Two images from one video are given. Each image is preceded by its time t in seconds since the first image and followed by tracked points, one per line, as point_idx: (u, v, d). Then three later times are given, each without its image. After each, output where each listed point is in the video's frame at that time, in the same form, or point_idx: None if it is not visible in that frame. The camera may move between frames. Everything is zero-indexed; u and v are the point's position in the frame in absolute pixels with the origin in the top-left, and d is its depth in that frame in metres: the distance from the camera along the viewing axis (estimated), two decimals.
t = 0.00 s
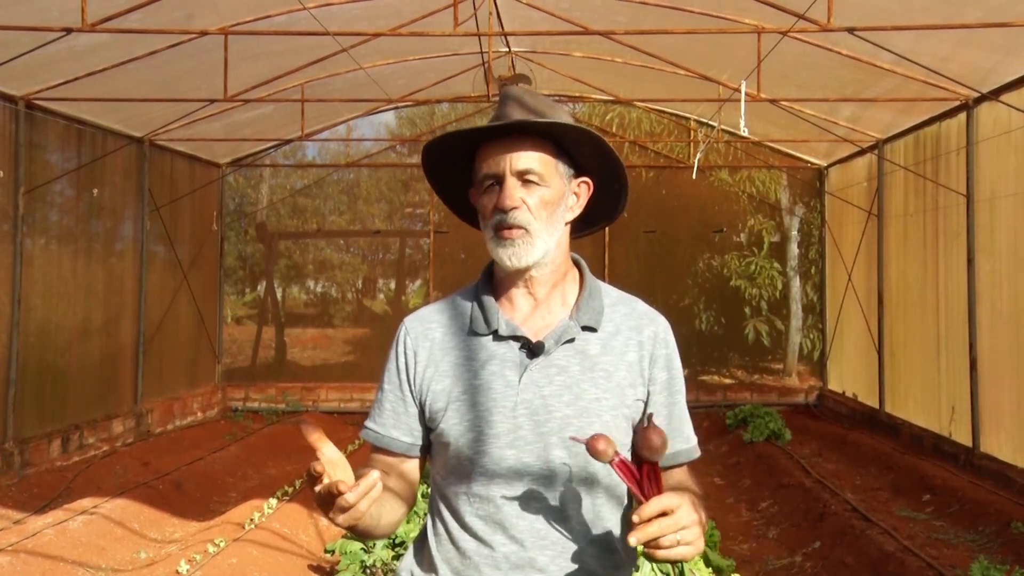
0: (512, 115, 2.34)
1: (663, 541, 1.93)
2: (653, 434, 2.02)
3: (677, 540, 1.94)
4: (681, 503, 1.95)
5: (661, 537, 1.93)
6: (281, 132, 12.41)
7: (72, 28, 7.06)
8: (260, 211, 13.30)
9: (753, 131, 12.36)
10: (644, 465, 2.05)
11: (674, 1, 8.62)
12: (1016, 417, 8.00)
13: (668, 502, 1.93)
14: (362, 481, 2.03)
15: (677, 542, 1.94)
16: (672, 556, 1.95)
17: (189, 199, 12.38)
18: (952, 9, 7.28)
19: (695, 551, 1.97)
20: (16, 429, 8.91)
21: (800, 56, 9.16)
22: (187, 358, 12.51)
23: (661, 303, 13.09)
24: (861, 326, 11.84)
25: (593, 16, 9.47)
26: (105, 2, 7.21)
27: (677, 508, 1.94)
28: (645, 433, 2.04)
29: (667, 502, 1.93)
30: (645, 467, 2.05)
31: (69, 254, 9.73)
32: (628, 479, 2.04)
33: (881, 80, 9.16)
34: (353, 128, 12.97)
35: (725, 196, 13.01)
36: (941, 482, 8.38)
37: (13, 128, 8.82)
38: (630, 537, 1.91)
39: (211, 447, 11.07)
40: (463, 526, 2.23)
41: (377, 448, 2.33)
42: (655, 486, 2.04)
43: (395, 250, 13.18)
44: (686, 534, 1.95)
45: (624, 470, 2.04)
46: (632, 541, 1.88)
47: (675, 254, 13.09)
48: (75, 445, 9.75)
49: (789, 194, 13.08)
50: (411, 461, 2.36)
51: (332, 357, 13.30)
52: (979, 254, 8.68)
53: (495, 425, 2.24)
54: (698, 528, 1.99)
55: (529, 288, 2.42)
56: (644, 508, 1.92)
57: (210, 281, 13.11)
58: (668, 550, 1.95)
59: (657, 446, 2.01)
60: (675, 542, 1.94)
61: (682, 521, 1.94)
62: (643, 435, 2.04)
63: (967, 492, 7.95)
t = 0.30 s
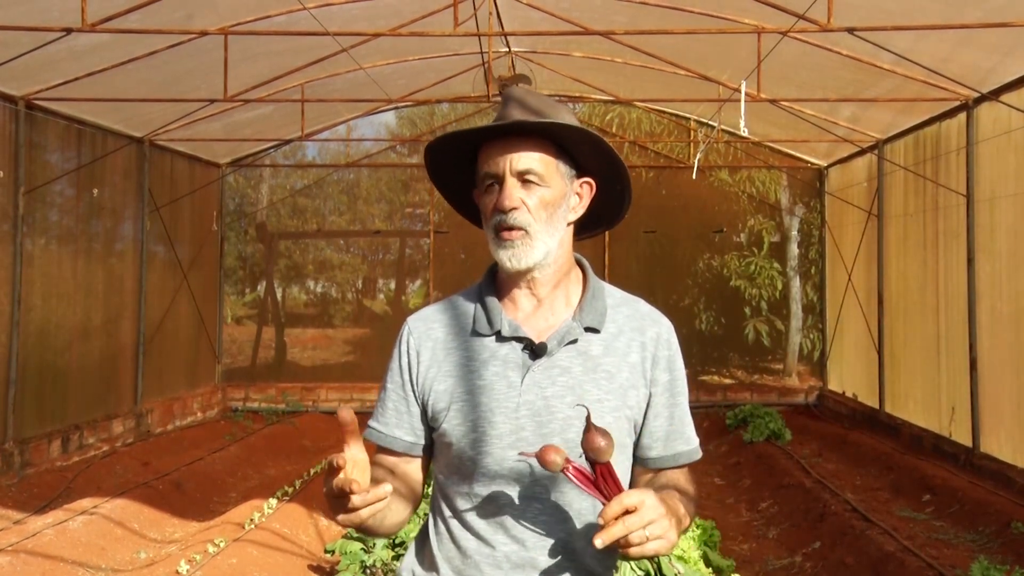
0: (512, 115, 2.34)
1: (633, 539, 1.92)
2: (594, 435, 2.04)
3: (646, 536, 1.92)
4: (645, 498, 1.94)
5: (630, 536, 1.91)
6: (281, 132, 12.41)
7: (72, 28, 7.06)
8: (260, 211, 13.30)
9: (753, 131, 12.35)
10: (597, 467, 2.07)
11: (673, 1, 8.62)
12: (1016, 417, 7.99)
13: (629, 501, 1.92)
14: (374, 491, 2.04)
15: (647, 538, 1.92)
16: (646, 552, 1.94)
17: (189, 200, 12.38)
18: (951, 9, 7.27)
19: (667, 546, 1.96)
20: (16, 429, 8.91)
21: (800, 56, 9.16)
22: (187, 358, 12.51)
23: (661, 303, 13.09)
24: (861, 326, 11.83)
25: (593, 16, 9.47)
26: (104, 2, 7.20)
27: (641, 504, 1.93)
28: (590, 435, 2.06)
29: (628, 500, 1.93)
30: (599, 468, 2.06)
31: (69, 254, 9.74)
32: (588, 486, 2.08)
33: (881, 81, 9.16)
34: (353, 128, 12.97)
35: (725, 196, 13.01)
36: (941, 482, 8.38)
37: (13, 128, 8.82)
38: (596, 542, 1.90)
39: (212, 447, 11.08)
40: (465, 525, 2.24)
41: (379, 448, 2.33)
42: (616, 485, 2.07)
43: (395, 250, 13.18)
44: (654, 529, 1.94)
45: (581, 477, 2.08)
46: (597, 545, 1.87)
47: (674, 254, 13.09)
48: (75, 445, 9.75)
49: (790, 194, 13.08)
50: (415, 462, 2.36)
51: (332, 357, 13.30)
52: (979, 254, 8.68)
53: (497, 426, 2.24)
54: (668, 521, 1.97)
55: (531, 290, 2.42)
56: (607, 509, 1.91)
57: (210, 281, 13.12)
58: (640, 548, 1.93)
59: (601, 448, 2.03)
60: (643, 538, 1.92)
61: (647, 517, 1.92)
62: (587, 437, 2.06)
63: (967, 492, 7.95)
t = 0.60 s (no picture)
0: (511, 117, 2.34)
1: (659, 520, 1.92)
2: (637, 408, 1.97)
3: (673, 518, 1.94)
4: (674, 480, 1.94)
5: (657, 515, 1.92)
6: (281, 132, 12.41)
7: (71, 28, 7.05)
8: (260, 211, 13.29)
9: (753, 131, 12.35)
10: (632, 443, 2.00)
11: (674, 1, 8.62)
12: (1017, 417, 7.99)
13: (660, 480, 1.92)
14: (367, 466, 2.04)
15: (673, 520, 1.94)
16: (668, 534, 1.95)
17: (189, 200, 12.38)
18: (952, 9, 7.27)
19: (690, 529, 1.97)
20: (16, 429, 8.91)
21: (800, 56, 9.16)
22: (187, 358, 12.50)
23: (661, 303, 13.09)
24: (861, 326, 11.84)
25: (593, 16, 9.46)
26: (104, 2, 7.20)
27: (670, 485, 1.94)
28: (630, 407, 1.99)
29: (659, 479, 1.93)
30: (633, 445, 2.00)
31: (69, 254, 9.73)
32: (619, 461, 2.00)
33: (881, 81, 9.16)
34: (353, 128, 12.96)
35: (725, 196, 13.01)
36: (941, 482, 8.39)
37: (13, 128, 8.82)
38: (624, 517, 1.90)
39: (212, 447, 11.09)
40: (462, 523, 2.23)
41: (378, 444, 2.33)
42: (647, 465, 2.00)
43: (395, 250, 13.18)
44: (680, 512, 1.95)
45: (614, 453, 1.98)
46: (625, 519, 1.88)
47: (674, 254, 13.09)
48: (75, 445, 9.74)
49: (790, 194, 13.08)
50: (411, 460, 2.36)
51: (332, 357, 13.31)
52: (979, 254, 8.68)
53: (497, 424, 2.24)
54: (692, 505, 1.99)
55: (531, 290, 2.42)
56: (637, 487, 1.91)
57: (210, 281, 13.12)
58: (664, 529, 1.94)
59: (641, 423, 1.95)
60: (671, 520, 1.94)
61: (676, 499, 1.93)
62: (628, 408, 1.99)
63: (967, 492, 7.95)
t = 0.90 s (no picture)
0: (511, 118, 2.35)
1: (694, 497, 1.91)
2: (681, 385, 1.97)
3: (708, 496, 1.91)
4: (713, 458, 1.93)
5: (692, 492, 1.91)
6: (281, 132, 12.41)
7: (72, 28, 7.05)
8: (260, 211, 13.30)
9: (753, 131, 12.34)
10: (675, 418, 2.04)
11: (674, 1, 8.62)
12: (1017, 417, 7.99)
13: (699, 457, 1.92)
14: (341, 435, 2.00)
15: (709, 499, 1.92)
16: (704, 513, 1.93)
17: (189, 200, 12.38)
18: (952, 9, 7.27)
19: (726, 509, 1.95)
20: (16, 429, 8.91)
21: (800, 56, 9.16)
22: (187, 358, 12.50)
23: (661, 303, 13.09)
24: (861, 326, 11.84)
25: (593, 16, 9.46)
26: (104, 2, 7.20)
27: (709, 463, 1.92)
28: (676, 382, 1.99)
29: (698, 456, 1.92)
30: (675, 421, 2.04)
31: (69, 254, 9.73)
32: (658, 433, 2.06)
33: (881, 81, 9.16)
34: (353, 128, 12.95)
35: (725, 196, 13.01)
36: (941, 482, 8.39)
37: (13, 128, 8.82)
38: (662, 490, 1.93)
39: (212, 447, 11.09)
40: (459, 520, 2.22)
41: (375, 442, 2.33)
42: (687, 442, 2.05)
43: (395, 250, 13.18)
44: (717, 490, 1.93)
45: (655, 424, 2.05)
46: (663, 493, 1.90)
47: (675, 254, 13.09)
48: (75, 445, 9.74)
49: (790, 194, 13.08)
50: (408, 458, 2.36)
51: (332, 356, 13.30)
52: (979, 254, 8.68)
53: (494, 419, 2.24)
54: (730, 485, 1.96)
55: (529, 290, 2.42)
56: (675, 462, 1.91)
57: (210, 282, 13.12)
58: (699, 507, 1.93)
59: (686, 399, 1.96)
60: (706, 497, 1.92)
61: (713, 477, 1.91)
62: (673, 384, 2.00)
63: (967, 492, 7.95)
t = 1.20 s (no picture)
0: (512, 121, 2.35)
1: (733, 478, 1.85)
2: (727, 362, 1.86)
3: (749, 477, 1.85)
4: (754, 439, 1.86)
5: (732, 474, 1.85)
6: (281, 132, 12.41)
7: (72, 28, 7.05)
8: (260, 211, 13.30)
9: (753, 131, 12.34)
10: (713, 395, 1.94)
11: (674, 1, 8.61)
12: (1017, 417, 7.99)
13: (741, 438, 1.85)
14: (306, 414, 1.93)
15: (749, 480, 1.85)
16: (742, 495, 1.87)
17: (189, 200, 12.38)
18: (952, 9, 7.27)
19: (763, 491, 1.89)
20: (16, 429, 8.91)
21: (800, 56, 9.16)
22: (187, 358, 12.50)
23: (661, 303, 13.09)
24: (861, 326, 11.84)
25: (593, 16, 9.46)
26: (104, 2, 7.19)
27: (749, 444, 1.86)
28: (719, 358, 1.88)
29: (740, 437, 1.85)
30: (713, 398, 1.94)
31: (69, 254, 9.74)
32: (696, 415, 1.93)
33: (881, 81, 9.16)
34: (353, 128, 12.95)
35: (725, 196, 13.01)
36: (941, 482, 8.39)
37: (13, 128, 8.82)
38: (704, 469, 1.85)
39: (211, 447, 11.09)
40: (456, 521, 2.22)
41: (369, 442, 2.33)
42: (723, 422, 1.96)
43: (395, 250, 13.18)
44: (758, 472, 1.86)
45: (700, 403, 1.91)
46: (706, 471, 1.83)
47: (674, 254, 13.09)
48: (75, 445, 9.74)
49: (790, 194, 13.08)
50: (402, 460, 2.37)
51: (332, 356, 13.29)
52: (979, 254, 8.68)
53: (490, 419, 2.24)
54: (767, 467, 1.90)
55: (526, 288, 2.43)
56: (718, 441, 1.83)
57: (210, 282, 13.13)
58: (738, 488, 1.86)
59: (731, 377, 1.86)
60: (745, 478, 1.85)
61: (753, 458, 1.85)
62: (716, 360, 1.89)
63: (967, 492, 7.95)
